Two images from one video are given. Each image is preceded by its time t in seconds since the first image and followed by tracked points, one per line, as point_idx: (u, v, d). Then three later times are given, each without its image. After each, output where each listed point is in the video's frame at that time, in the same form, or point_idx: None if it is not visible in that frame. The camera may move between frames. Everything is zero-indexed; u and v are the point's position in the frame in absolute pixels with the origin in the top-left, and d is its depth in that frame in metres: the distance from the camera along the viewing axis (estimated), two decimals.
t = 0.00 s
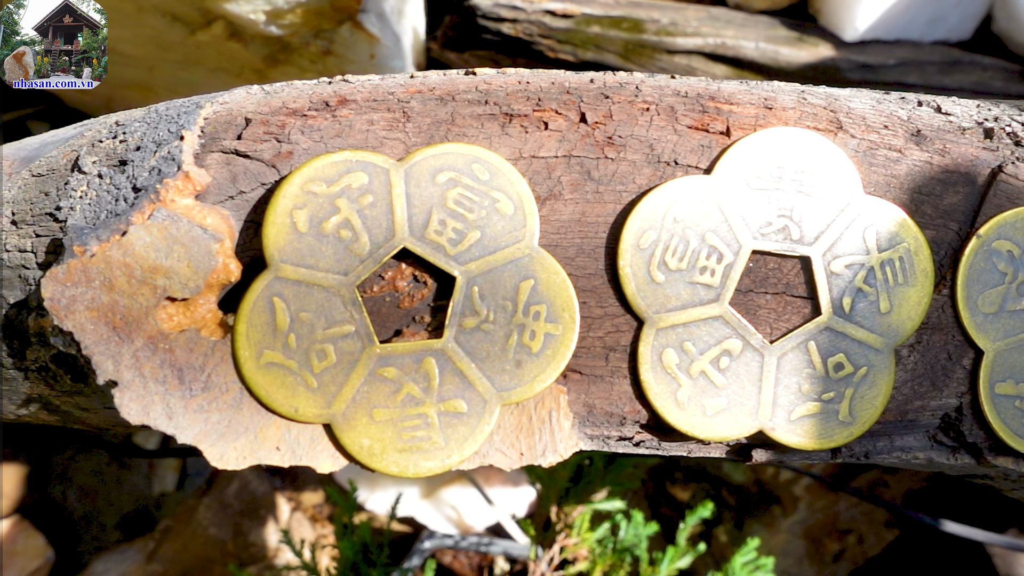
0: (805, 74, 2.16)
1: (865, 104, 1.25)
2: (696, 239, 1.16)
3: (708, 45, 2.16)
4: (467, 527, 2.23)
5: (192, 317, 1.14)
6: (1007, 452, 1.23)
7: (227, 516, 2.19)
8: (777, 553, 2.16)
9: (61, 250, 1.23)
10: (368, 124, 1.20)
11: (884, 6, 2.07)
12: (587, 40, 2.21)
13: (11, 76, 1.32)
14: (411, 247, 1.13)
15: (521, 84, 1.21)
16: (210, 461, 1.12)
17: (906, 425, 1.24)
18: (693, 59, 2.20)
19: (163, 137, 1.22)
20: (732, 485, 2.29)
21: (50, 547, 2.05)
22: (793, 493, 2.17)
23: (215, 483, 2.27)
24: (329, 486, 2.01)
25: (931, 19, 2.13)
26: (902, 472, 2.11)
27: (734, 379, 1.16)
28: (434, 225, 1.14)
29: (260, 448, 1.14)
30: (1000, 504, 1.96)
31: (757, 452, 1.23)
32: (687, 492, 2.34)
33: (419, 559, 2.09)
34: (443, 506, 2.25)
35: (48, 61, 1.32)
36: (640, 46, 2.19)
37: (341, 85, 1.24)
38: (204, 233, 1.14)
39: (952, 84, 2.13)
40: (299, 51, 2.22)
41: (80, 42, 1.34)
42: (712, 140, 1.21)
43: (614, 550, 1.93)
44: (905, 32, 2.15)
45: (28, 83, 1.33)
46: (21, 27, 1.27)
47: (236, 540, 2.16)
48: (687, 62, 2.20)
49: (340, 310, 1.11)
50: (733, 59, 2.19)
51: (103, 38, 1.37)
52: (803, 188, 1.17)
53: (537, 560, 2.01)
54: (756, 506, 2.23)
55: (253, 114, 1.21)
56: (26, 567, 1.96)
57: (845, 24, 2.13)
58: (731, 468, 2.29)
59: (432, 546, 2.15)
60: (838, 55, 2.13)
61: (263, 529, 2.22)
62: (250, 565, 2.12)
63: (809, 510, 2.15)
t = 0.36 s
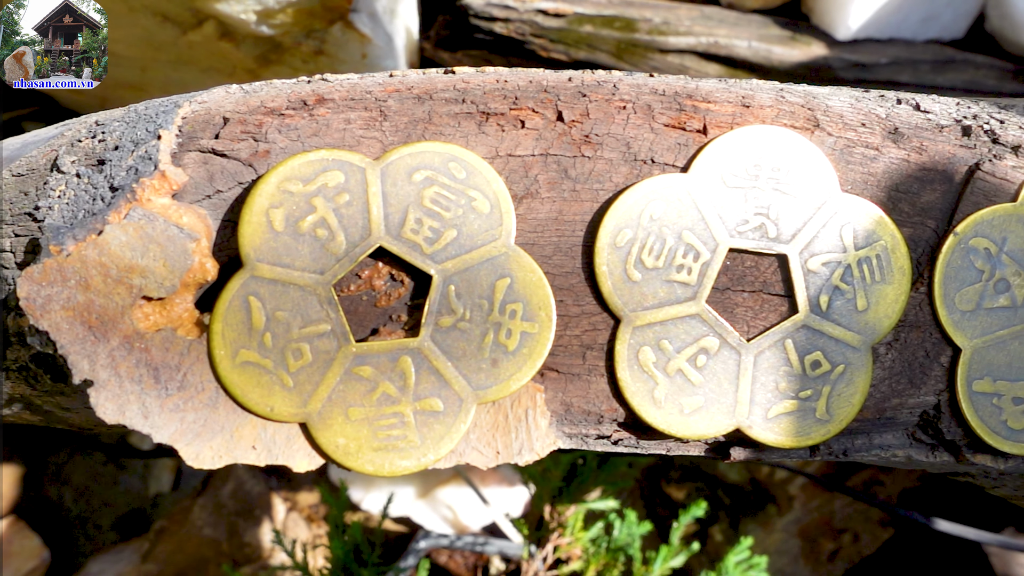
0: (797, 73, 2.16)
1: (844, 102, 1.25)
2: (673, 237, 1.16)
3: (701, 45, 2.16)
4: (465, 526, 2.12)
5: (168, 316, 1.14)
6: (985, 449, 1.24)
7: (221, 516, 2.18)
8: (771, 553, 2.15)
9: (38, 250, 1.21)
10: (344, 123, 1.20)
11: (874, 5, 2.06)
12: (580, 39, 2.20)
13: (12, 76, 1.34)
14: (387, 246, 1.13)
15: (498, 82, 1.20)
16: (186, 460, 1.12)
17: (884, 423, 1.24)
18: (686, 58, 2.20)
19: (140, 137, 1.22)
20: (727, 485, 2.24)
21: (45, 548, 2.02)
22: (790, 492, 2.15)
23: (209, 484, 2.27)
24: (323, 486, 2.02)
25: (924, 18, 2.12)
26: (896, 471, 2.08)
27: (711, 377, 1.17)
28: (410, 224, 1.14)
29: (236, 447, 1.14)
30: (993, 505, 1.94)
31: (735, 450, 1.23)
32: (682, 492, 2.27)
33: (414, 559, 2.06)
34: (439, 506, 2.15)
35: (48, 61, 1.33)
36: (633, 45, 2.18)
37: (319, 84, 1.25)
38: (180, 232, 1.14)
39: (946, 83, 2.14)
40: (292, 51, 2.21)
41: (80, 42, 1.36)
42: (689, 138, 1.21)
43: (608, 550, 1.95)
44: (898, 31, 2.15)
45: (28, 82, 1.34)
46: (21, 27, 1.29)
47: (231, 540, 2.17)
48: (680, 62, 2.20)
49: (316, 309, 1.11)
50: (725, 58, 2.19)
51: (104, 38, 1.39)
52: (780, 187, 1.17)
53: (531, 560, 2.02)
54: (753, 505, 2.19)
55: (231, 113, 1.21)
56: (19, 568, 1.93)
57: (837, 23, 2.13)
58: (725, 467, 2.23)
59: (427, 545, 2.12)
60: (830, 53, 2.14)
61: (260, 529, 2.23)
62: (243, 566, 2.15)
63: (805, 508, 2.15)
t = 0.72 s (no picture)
0: (793, 71, 2.16)
1: (826, 98, 1.25)
2: (653, 234, 1.16)
3: (697, 42, 2.15)
4: (463, 524, 2.19)
5: (148, 314, 1.14)
6: (968, 446, 1.23)
7: (220, 515, 2.17)
8: (770, 552, 2.15)
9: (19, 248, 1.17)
10: (324, 120, 1.20)
11: (871, 4, 2.07)
12: (575, 37, 2.20)
13: (14, 77, 1.34)
14: (366, 243, 1.13)
15: (478, 79, 1.20)
16: (163, 457, 1.12)
17: (866, 420, 1.24)
18: (682, 57, 2.20)
19: (121, 135, 1.21)
20: (726, 484, 2.25)
21: (45, 547, 2.04)
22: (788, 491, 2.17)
23: (209, 482, 2.26)
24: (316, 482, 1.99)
25: (921, 15, 2.12)
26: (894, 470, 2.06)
27: (691, 374, 1.16)
28: (389, 221, 1.14)
29: (214, 444, 1.14)
30: (992, 505, 1.96)
31: (717, 447, 1.22)
32: (681, 491, 2.27)
33: (413, 558, 2.04)
34: (438, 505, 2.21)
35: (48, 61, 1.33)
36: (628, 44, 2.18)
37: (298, 81, 1.24)
38: (159, 229, 1.14)
39: (942, 80, 2.14)
40: (285, 51, 2.22)
41: (80, 41, 1.36)
42: (669, 135, 1.20)
43: (605, 549, 1.92)
44: (894, 28, 2.15)
45: (28, 83, 1.34)
46: (21, 27, 1.29)
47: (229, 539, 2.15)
48: (676, 60, 2.19)
49: (295, 306, 1.11)
50: (721, 56, 2.18)
51: (103, 38, 1.39)
52: (760, 183, 1.17)
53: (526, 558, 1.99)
54: (751, 505, 2.20)
55: (212, 111, 1.21)
56: (18, 568, 1.96)
57: (833, 21, 2.13)
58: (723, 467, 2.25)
59: (425, 545, 2.12)
60: (827, 51, 2.14)
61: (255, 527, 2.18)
62: (242, 565, 2.11)
63: (802, 507, 2.15)
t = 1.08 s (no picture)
0: (786, 71, 2.15)
1: (803, 97, 1.24)
2: (627, 233, 1.15)
3: (690, 43, 2.15)
4: (458, 526, 2.22)
5: (120, 315, 1.14)
6: (946, 446, 1.23)
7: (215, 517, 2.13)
8: (765, 554, 2.15)
9: None
10: (298, 120, 1.19)
11: (863, 4, 2.06)
12: (568, 38, 2.20)
13: (13, 77, 1.31)
14: (339, 243, 1.13)
15: (453, 79, 1.20)
16: (135, 459, 1.12)
17: (844, 419, 1.23)
18: (674, 57, 2.19)
19: (95, 135, 1.19)
20: (722, 485, 2.24)
21: (40, 550, 2.09)
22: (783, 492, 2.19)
23: (205, 483, 2.23)
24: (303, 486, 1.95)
25: (914, 15, 2.11)
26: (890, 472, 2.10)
27: (666, 374, 1.16)
28: (362, 221, 1.13)
29: (186, 445, 1.14)
30: (986, 507, 1.92)
31: (694, 447, 1.22)
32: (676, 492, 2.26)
33: (408, 559, 2.03)
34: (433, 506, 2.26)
35: (48, 61, 1.33)
36: (620, 44, 2.18)
37: (275, 82, 1.24)
38: (131, 230, 1.14)
39: (936, 80, 2.14)
40: (278, 52, 2.20)
41: (80, 42, 1.35)
42: (644, 134, 1.20)
43: (598, 550, 1.89)
44: (887, 28, 2.14)
45: (26, 83, 1.32)
46: (21, 27, 1.29)
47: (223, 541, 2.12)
48: (669, 61, 2.19)
49: (267, 306, 1.11)
50: (714, 56, 2.18)
51: (102, 38, 1.38)
52: (735, 182, 1.16)
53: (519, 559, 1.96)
54: (746, 506, 2.21)
55: (187, 111, 1.21)
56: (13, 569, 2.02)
57: (825, 21, 2.12)
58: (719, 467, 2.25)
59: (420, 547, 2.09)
60: (819, 51, 2.13)
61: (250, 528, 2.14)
62: (236, 567, 2.08)
63: (798, 508, 2.17)
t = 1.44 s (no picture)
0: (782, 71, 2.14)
1: (783, 94, 1.24)
2: (604, 232, 1.15)
3: (685, 42, 2.13)
4: (456, 527, 2.22)
5: (96, 315, 1.14)
6: (927, 445, 1.22)
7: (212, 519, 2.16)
8: (763, 554, 2.12)
9: None
10: (275, 119, 1.19)
11: (858, 3, 2.05)
12: (562, 38, 2.19)
13: (12, 76, 1.32)
14: (315, 242, 1.13)
15: (430, 78, 1.19)
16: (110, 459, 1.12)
17: (823, 419, 1.23)
18: (669, 57, 2.18)
19: (72, 135, 1.19)
20: (720, 485, 2.24)
21: (39, 551, 2.03)
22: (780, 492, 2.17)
23: (204, 486, 2.25)
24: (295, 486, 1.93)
25: (909, 14, 2.11)
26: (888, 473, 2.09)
27: (643, 373, 1.15)
28: (338, 220, 1.13)
29: (161, 445, 1.14)
30: (984, 506, 1.92)
31: (673, 447, 1.21)
32: (673, 492, 2.26)
33: (406, 560, 1.97)
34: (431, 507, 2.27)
35: (48, 61, 1.33)
36: (614, 43, 2.17)
37: (252, 81, 1.23)
38: (107, 230, 1.14)
39: (932, 79, 2.13)
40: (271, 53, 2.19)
41: (80, 41, 1.35)
42: (621, 132, 1.20)
43: (594, 551, 1.84)
44: (883, 27, 2.14)
45: (27, 82, 1.33)
46: (21, 27, 1.29)
47: (220, 542, 2.13)
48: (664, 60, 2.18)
49: (242, 307, 1.11)
50: (709, 56, 2.16)
51: (102, 37, 1.38)
52: (712, 180, 1.16)
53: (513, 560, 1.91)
54: (745, 507, 2.19)
55: (165, 111, 1.20)
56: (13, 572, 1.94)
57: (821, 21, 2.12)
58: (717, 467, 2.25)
59: (418, 548, 2.04)
60: (814, 50, 2.13)
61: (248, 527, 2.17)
62: (233, 568, 2.09)
63: (797, 509, 2.14)
